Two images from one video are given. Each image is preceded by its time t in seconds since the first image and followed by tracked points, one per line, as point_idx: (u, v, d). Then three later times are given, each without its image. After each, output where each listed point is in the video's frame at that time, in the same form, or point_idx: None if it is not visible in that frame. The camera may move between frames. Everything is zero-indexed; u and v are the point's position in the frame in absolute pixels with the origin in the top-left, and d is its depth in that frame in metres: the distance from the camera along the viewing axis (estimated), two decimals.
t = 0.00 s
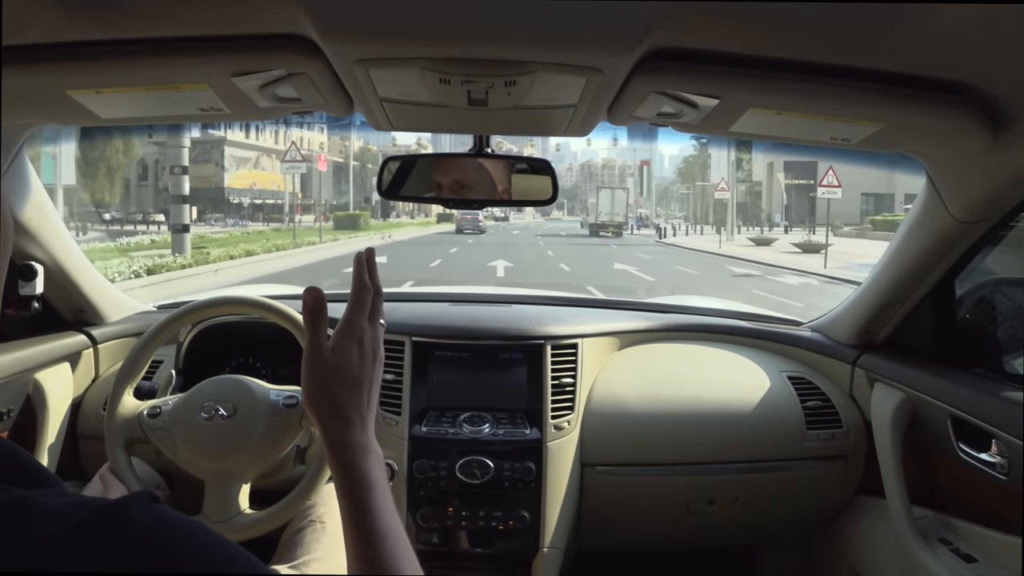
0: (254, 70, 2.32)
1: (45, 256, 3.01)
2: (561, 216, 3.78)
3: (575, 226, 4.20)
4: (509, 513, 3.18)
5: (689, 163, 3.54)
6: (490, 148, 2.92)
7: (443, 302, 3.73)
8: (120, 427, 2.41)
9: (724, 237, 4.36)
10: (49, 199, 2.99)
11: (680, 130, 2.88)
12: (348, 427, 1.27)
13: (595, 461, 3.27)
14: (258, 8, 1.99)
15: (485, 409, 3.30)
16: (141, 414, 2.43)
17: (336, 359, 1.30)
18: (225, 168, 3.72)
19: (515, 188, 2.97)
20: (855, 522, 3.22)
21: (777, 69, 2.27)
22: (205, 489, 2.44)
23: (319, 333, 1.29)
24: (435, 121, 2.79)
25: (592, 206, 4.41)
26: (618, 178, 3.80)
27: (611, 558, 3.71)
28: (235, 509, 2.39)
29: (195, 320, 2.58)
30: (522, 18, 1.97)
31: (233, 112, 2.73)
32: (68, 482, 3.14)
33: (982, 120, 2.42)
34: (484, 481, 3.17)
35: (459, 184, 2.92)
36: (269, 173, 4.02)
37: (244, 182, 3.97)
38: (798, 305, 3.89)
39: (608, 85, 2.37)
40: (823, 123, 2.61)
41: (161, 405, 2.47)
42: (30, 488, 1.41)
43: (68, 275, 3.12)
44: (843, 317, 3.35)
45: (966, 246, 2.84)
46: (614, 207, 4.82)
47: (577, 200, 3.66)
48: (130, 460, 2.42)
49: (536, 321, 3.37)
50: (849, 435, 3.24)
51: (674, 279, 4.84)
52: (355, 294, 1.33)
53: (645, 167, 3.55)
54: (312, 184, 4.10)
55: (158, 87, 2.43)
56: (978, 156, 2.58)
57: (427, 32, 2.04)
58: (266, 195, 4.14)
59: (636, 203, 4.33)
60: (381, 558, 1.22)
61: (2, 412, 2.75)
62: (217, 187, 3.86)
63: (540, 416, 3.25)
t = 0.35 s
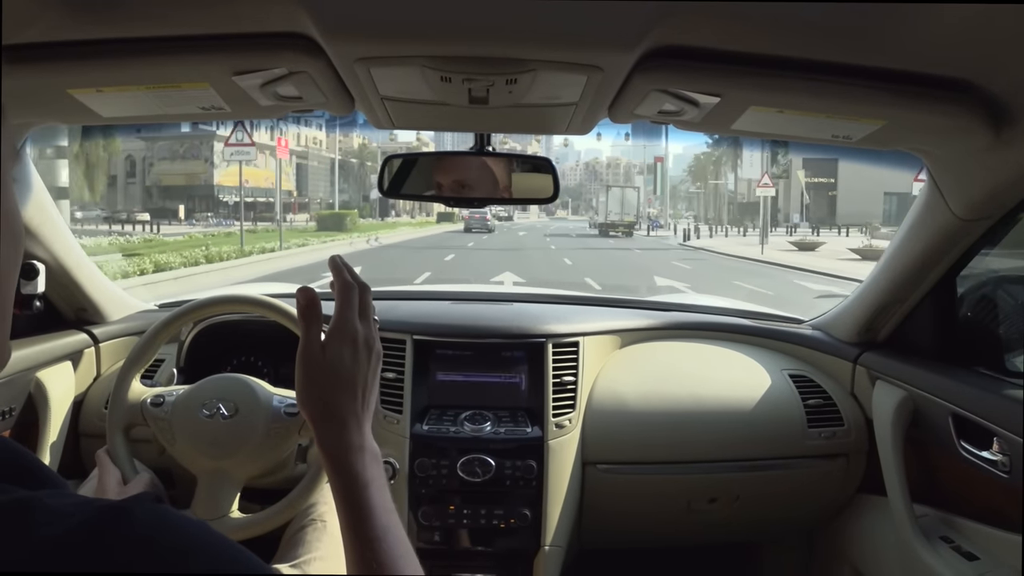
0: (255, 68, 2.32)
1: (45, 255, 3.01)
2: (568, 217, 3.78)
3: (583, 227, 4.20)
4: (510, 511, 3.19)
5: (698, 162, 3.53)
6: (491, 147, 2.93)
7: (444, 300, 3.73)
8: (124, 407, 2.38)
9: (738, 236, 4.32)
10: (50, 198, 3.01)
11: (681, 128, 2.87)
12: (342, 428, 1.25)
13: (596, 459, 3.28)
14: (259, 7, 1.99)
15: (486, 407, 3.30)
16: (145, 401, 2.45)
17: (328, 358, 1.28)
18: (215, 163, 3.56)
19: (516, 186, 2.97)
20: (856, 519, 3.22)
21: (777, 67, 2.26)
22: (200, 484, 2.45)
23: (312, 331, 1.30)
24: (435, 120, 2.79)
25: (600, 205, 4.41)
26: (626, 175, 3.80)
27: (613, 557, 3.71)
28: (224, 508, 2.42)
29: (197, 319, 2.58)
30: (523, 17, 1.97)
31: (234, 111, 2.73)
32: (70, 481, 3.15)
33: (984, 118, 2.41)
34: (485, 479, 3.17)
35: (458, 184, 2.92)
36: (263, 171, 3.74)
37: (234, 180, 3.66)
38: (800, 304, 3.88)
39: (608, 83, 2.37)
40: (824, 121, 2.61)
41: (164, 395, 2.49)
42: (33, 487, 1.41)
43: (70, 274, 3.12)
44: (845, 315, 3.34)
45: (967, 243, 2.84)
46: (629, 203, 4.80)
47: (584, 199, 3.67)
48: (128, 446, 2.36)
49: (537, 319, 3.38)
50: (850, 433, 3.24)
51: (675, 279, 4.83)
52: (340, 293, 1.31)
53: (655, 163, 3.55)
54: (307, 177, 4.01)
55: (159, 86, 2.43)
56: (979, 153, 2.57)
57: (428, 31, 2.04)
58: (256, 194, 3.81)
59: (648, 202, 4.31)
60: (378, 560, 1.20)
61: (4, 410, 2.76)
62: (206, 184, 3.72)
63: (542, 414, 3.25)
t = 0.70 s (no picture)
0: (261, 70, 2.32)
1: (51, 256, 3.01)
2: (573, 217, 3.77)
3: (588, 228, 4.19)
4: (514, 513, 3.19)
5: (707, 161, 3.53)
6: (496, 149, 2.93)
7: (447, 302, 3.73)
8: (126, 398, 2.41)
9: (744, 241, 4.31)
10: (55, 199, 3.01)
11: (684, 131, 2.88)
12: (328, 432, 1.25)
13: (599, 461, 3.27)
14: (264, 9, 1.99)
15: (490, 409, 3.30)
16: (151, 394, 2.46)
17: (311, 363, 1.28)
18: (203, 162, 3.49)
19: (521, 189, 2.97)
20: (860, 523, 3.21)
21: (782, 70, 2.26)
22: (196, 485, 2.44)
23: (295, 337, 1.30)
24: (440, 122, 2.79)
25: (606, 207, 4.41)
26: (627, 178, 3.78)
27: (616, 559, 3.71)
28: (219, 508, 2.42)
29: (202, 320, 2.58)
30: (528, 19, 1.97)
31: (239, 112, 2.74)
32: (74, 481, 3.15)
33: (990, 121, 2.41)
34: (488, 481, 3.17)
35: (460, 186, 2.93)
36: (251, 169, 3.83)
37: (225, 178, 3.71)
38: (804, 306, 3.87)
39: (613, 86, 2.37)
40: (829, 123, 2.61)
41: (171, 390, 2.49)
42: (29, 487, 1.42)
43: (75, 274, 3.13)
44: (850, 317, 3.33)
45: (972, 246, 2.83)
46: (632, 207, 4.80)
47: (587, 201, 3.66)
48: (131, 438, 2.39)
49: (541, 321, 3.37)
50: (854, 436, 3.23)
51: (680, 281, 4.82)
52: (320, 296, 1.32)
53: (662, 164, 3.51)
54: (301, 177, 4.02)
55: (165, 87, 2.44)
56: (985, 157, 2.57)
57: (433, 32, 2.04)
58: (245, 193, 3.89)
59: (655, 204, 4.27)
60: (368, 562, 1.19)
61: (9, 410, 2.77)
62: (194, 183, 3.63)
63: (545, 417, 3.25)
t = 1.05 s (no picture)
0: (263, 68, 2.32)
1: (54, 254, 3.03)
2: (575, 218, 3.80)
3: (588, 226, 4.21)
4: (516, 512, 3.19)
5: (711, 160, 3.55)
6: (498, 148, 2.91)
7: (450, 301, 3.73)
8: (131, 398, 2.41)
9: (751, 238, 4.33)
10: (59, 198, 3.02)
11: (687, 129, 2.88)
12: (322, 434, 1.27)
13: (602, 460, 3.27)
14: (266, 7, 1.99)
15: (492, 407, 3.30)
16: (153, 394, 2.47)
17: (304, 372, 1.33)
18: (180, 160, 3.72)
19: (524, 188, 2.97)
20: (863, 521, 3.20)
21: (785, 67, 2.26)
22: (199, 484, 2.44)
23: (287, 348, 1.35)
24: (441, 120, 2.79)
25: (609, 206, 4.42)
26: (623, 177, 3.80)
27: (617, 558, 3.72)
28: (221, 507, 2.41)
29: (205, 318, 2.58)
30: (531, 17, 1.97)
31: (242, 111, 2.74)
32: (77, 479, 3.16)
33: (993, 119, 2.40)
34: (490, 480, 3.17)
35: (464, 186, 2.92)
36: (233, 168, 3.92)
37: (203, 177, 3.90)
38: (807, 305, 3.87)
39: (615, 83, 2.36)
40: (833, 121, 2.60)
41: (173, 389, 2.50)
42: (33, 488, 1.42)
43: (78, 273, 3.14)
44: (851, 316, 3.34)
45: (975, 245, 2.82)
46: (635, 206, 4.84)
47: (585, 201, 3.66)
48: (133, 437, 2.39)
49: (543, 319, 3.37)
50: (857, 435, 3.23)
51: (683, 279, 4.83)
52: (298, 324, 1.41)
53: (663, 161, 3.51)
54: (286, 175, 3.94)
55: (168, 86, 2.44)
56: (987, 155, 2.56)
57: (435, 30, 2.04)
58: (226, 193, 4.05)
59: (660, 204, 4.31)
60: (366, 561, 1.18)
61: (13, 408, 2.78)
62: (170, 181, 3.81)
63: (548, 415, 3.25)
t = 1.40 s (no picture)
0: (263, 67, 2.32)
1: (54, 254, 3.03)
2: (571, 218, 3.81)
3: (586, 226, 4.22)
4: (515, 512, 3.19)
5: (714, 159, 3.56)
6: (498, 147, 2.93)
7: (449, 301, 3.73)
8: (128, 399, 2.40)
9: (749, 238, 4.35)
10: (58, 196, 3.01)
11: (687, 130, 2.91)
12: (332, 423, 1.32)
13: (601, 460, 3.28)
14: (266, 7, 1.99)
15: (491, 407, 3.30)
16: (152, 394, 2.46)
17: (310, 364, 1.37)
18: (152, 156, 3.47)
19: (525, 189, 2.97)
20: (862, 522, 3.21)
21: (785, 68, 2.26)
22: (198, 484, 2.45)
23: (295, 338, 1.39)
24: (440, 120, 2.79)
25: (609, 206, 4.42)
26: (618, 176, 3.81)
27: (616, 558, 3.72)
28: (221, 506, 2.42)
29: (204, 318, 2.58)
30: (531, 18, 1.97)
31: (241, 110, 2.74)
32: (76, 479, 3.16)
33: (992, 120, 2.40)
34: (489, 479, 3.17)
35: (468, 189, 2.92)
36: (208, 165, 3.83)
37: (176, 176, 3.74)
38: (806, 305, 3.88)
39: (615, 84, 2.36)
40: (832, 122, 2.60)
41: (172, 389, 2.49)
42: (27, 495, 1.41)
43: (77, 272, 3.14)
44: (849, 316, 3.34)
45: (973, 246, 2.83)
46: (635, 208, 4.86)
47: (583, 201, 3.65)
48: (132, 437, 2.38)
49: (542, 320, 3.37)
50: (855, 435, 3.23)
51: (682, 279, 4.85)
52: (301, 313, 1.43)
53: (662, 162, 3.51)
54: (269, 175, 4.17)
55: (167, 85, 2.44)
56: (986, 156, 2.57)
57: (435, 31, 2.04)
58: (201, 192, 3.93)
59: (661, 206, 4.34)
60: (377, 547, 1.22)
61: (11, 407, 2.77)
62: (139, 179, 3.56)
63: (546, 415, 3.25)
